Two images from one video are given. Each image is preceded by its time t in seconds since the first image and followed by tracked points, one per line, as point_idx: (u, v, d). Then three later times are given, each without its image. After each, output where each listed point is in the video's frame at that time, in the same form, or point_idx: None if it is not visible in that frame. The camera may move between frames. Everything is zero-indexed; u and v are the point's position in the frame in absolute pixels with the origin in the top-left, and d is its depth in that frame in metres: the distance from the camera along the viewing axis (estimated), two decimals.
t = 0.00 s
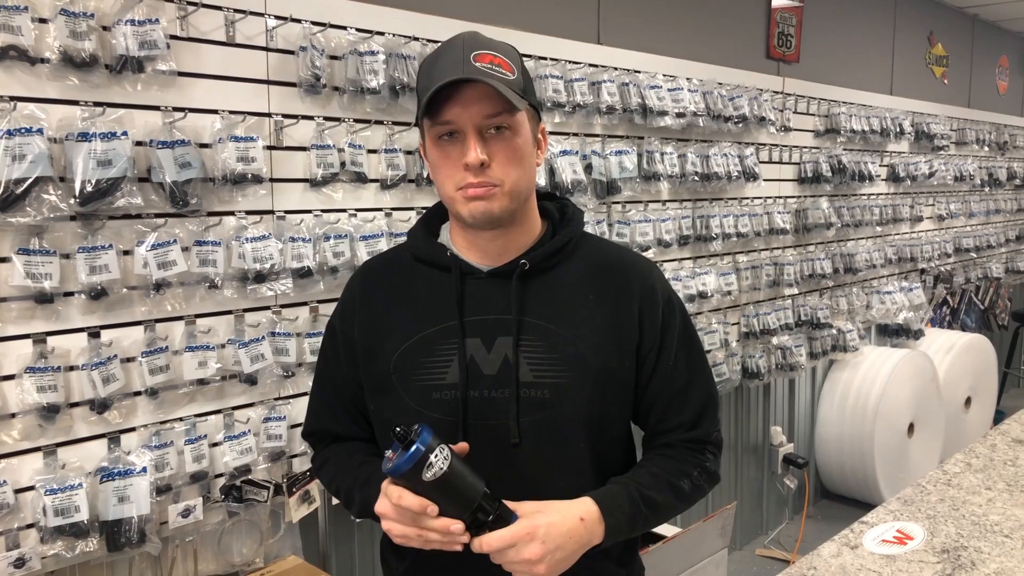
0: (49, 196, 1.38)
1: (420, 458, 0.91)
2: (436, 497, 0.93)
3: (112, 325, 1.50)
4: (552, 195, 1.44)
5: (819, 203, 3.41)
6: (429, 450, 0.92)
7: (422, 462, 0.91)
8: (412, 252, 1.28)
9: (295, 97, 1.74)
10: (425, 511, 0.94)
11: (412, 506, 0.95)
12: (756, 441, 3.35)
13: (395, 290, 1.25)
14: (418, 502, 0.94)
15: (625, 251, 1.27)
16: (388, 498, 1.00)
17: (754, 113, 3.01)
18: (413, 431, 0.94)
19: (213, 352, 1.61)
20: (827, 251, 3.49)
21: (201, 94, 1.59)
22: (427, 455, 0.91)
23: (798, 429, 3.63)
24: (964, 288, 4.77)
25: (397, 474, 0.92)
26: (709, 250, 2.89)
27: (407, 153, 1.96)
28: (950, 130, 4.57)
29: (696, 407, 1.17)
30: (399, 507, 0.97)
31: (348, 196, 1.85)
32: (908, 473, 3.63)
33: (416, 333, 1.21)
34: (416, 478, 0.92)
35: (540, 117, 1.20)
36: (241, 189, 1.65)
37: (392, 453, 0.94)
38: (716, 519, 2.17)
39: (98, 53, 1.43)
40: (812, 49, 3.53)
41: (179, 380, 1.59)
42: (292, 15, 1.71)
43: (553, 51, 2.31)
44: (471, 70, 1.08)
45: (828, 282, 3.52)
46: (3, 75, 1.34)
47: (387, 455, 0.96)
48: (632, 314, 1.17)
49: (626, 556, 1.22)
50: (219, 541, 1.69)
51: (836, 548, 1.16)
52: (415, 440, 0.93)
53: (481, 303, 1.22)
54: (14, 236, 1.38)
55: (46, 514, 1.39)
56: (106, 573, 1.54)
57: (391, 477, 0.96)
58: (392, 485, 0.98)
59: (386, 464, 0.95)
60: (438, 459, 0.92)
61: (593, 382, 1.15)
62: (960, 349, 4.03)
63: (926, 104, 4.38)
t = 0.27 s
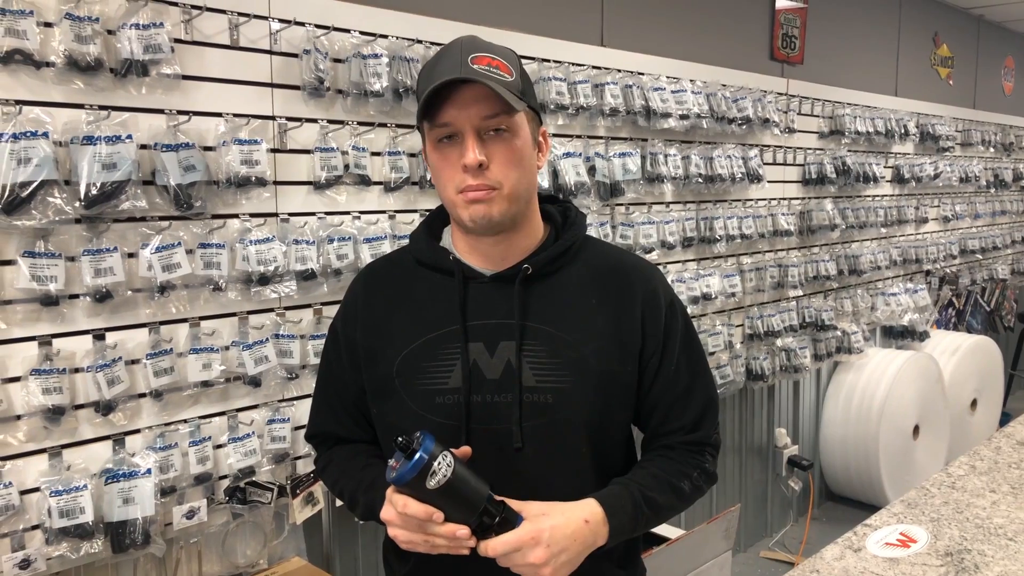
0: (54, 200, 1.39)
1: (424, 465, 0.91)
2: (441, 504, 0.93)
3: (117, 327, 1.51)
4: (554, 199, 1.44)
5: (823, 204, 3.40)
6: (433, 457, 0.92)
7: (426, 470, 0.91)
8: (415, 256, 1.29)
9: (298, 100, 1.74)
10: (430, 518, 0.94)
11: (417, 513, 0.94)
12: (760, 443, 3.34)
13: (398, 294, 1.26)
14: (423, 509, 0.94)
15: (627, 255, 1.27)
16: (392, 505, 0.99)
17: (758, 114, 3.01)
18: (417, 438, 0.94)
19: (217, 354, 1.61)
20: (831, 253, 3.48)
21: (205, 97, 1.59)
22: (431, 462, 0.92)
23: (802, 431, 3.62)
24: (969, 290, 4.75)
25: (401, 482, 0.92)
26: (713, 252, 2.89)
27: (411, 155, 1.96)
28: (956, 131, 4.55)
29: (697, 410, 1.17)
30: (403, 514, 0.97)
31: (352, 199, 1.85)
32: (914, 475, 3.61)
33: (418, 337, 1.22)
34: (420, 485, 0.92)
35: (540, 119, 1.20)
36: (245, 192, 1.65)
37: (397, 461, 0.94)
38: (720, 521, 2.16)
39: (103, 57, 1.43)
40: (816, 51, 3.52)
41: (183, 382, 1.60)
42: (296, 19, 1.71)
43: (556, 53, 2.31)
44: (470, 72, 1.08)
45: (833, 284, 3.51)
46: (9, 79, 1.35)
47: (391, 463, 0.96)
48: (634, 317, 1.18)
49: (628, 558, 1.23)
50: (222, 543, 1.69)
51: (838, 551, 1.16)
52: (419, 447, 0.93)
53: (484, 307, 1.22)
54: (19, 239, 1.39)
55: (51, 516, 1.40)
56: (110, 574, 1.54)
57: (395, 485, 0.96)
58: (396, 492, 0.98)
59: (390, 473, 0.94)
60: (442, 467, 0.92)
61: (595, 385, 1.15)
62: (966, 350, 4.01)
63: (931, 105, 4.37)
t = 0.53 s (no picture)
0: (63, 200, 1.40)
1: (431, 461, 0.91)
2: (449, 499, 0.93)
3: (124, 327, 1.51)
4: (557, 196, 1.44)
5: (830, 204, 3.38)
6: (440, 452, 0.92)
7: (433, 465, 0.91)
8: (418, 256, 1.29)
9: (305, 100, 1.75)
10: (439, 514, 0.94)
11: (425, 508, 0.94)
12: (766, 444, 3.33)
13: (401, 293, 1.26)
14: (430, 505, 0.94)
15: (631, 251, 1.27)
16: (399, 502, 0.99)
17: (765, 114, 3.00)
18: (423, 434, 0.94)
19: (224, 353, 1.62)
20: (838, 253, 3.46)
21: (212, 98, 1.60)
22: (438, 458, 0.91)
23: (809, 432, 3.61)
24: (978, 290, 4.72)
25: (409, 478, 0.92)
26: (720, 252, 2.88)
27: (417, 155, 1.96)
28: (964, 130, 4.52)
29: (707, 403, 1.17)
30: (411, 511, 0.97)
31: (358, 199, 1.86)
32: (921, 476, 3.59)
33: (422, 337, 1.22)
34: (428, 481, 0.92)
35: (541, 117, 1.20)
36: (252, 192, 1.66)
37: (403, 456, 0.94)
38: (726, 522, 2.16)
39: (111, 57, 1.44)
40: (824, 50, 3.51)
41: (190, 381, 1.60)
42: (302, 19, 1.72)
43: (562, 53, 2.31)
44: (470, 71, 1.08)
45: (840, 284, 3.49)
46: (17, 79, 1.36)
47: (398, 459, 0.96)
48: (638, 314, 1.17)
49: (634, 558, 1.22)
50: (229, 541, 1.70)
51: (845, 552, 1.15)
52: (425, 443, 0.93)
53: (488, 306, 1.22)
54: (28, 239, 1.39)
55: (59, 514, 1.41)
56: (117, 572, 1.55)
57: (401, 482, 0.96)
58: (403, 489, 0.98)
59: (397, 469, 0.94)
60: (449, 462, 0.92)
61: (599, 383, 1.15)
62: (974, 351, 3.99)
63: (939, 105, 4.34)
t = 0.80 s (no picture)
0: (76, 194, 1.40)
1: (427, 433, 0.92)
2: (451, 471, 0.94)
3: (138, 321, 1.52)
4: (570, 190, 1.43)
5: (844, 201, 3.35)
6: (438, 426, 0.92)
7: (431, 439, 0.92)
8: (429, 251, 1.29)
9: (317, 95, 1.75)
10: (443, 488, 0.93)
11: (428, 482, 0.94)
12: (778, 441, 3.31)
13: (412, 287, 1.26)
14: (434, 478, 0.94)
15: (644, 244, 1.26)
16: (404, 481, 0.99)
17: (778, 110, 2.97)
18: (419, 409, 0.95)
19: (236, 348, 1.63)
20: (852, 250, 3.43)
21: (225, 92, 1.60)
22: (435, 431, 0.92)
23: (821, 429, 3.58)
24: (993, 288, 4.66)
25: (408, 454, 0.93)
26: (732, 248, 2.86)
27: (428, 150, 1.96)
28: (980, 126, 4.47)
29: (729, 393, 1.15)
30: (416, 489, 0.97)
31: (370, 194, 1.86)
32: (935, 475, 3.56)
33: (433, 330, 1.21)
34: (427, 453, 0.93)
35: (551, 111, 1.19)
36: (264, 186, 1.66)
37: (402, 433, 0.95)
38: (738, 519, 2.14)
39: (124, 52, 1.45)
40: (838, 45, 3.47)
41: (203, 375, 1.61)
42: (314, 14, 1.72)
43: (574, 48, 2.29)
44: (477, 66, 1.08)
45: (853, 281, 3.46)
46: (32, 74, 1.37)
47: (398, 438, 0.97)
48: (651, 307, 1.16)
49: (645, 553, 1.22)
50: (241, 534, 1.71)
51: (858, 550, 1.14)
52: (422, 416, 0.93)
53: (499, 299, 1.21)
54: (42, 233, 1.40)
55: (73, 506, 1.41)
56: (131, 564, 1.56)
57: (404, 460, 0.96)
58: (405, 467, 0.98)
59: (398, 446, 0.95)
60: (447, 435, 0.92)
61: (611, 377, 1.14)
62: (989, 349, 3.94)
63: (955, 100, 4.29)
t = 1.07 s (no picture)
0: (87, 197, 1.41)
1: (417, 435, 0.95)
2: (441, 471, 0.95)
3: (146, 323, 1.53)
4: (579, 195, 1.44)
5: (851, 203, 3.34)
6: (428, 425, 0.95)
7: (421, 438, 0.95)
8: (440, 252, 1.29)
9: (325, 98, 1.75)
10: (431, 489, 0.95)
11: (416, 484, 0.96)
12: (785, 444, 3.30)
13: (423, 289, 1.26)
14: (421, 480, 0.96)
15: (652, 250, 1.26)
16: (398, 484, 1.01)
17: (785, 112, 2.97)
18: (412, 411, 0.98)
19: (244, 350, 1.63)
20: (859, 252, 3.42)
21: (233, 96, 1.61)
22: (425, 430, 0.95)
23: (828, 432, 3.57)
24: (1001, 291, 4.64)
25: (400, 454, 0.96)
26: (739, 251, 2.86)
27: (435, 153, 1.97)
28: (988, 129, 4.45)
29: (723, 404, 1.16)
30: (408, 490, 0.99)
31: (377, 197, 1.86)
32: (942, 479, 3.54)
33: (443, 331, 1.22)
34: (417, 455, 0.96)
35: (561, 114, 1.19)
36: (272, 189, 1.67)
37: (396, 434, 0.98)
38: (745, 523, 2.14)
39: (134, 56, 1.46)
40: (845, 48, 3.46)
41: (211, 377, 1.61)
42: (322, 18, 1.72)
43: (580, 51, 2.30)
44: (486, 70, 1.08)
45: (860, 284, 3.45)
46: (42, 78, 1.38)
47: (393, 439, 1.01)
48: (660, 312, 1.17)
49: (652, 556, 1.21)
50: (249, 536, 1.71)
51: (864, 554, 1.14)
52: (413, 417, 0.97)
53: (510, 301, 1.22)
54: (52, 236, 1.41)
55: (81, 507, 1.42)
56: (138, 565, 1.57)
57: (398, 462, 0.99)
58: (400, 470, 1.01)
59: (392, 448, 0.98)
60: (437, 435, 0.95)
61: (621, 380, 1.14)
62: (997, 352, 3.92)
63: (963, 103, 4.27)
